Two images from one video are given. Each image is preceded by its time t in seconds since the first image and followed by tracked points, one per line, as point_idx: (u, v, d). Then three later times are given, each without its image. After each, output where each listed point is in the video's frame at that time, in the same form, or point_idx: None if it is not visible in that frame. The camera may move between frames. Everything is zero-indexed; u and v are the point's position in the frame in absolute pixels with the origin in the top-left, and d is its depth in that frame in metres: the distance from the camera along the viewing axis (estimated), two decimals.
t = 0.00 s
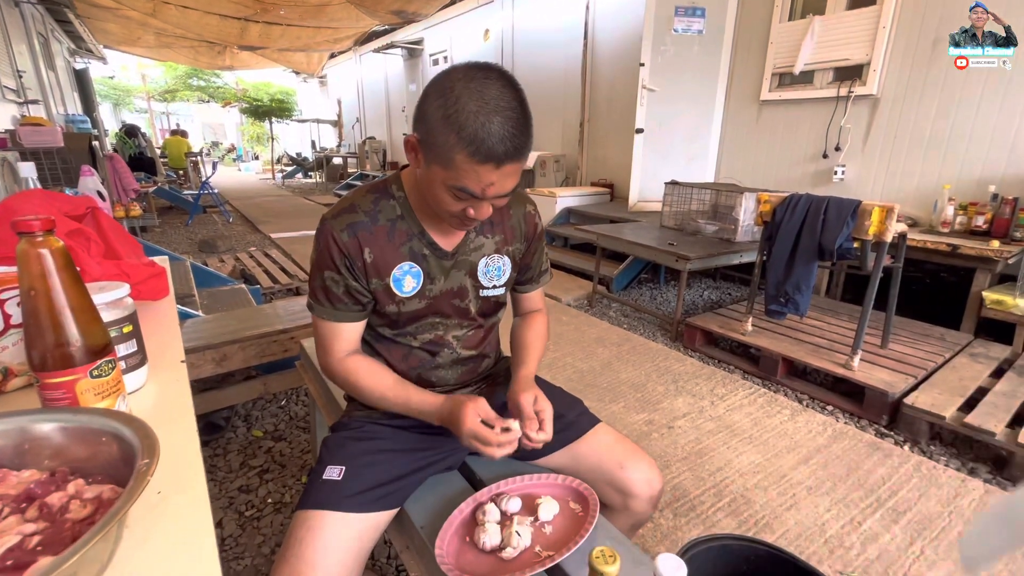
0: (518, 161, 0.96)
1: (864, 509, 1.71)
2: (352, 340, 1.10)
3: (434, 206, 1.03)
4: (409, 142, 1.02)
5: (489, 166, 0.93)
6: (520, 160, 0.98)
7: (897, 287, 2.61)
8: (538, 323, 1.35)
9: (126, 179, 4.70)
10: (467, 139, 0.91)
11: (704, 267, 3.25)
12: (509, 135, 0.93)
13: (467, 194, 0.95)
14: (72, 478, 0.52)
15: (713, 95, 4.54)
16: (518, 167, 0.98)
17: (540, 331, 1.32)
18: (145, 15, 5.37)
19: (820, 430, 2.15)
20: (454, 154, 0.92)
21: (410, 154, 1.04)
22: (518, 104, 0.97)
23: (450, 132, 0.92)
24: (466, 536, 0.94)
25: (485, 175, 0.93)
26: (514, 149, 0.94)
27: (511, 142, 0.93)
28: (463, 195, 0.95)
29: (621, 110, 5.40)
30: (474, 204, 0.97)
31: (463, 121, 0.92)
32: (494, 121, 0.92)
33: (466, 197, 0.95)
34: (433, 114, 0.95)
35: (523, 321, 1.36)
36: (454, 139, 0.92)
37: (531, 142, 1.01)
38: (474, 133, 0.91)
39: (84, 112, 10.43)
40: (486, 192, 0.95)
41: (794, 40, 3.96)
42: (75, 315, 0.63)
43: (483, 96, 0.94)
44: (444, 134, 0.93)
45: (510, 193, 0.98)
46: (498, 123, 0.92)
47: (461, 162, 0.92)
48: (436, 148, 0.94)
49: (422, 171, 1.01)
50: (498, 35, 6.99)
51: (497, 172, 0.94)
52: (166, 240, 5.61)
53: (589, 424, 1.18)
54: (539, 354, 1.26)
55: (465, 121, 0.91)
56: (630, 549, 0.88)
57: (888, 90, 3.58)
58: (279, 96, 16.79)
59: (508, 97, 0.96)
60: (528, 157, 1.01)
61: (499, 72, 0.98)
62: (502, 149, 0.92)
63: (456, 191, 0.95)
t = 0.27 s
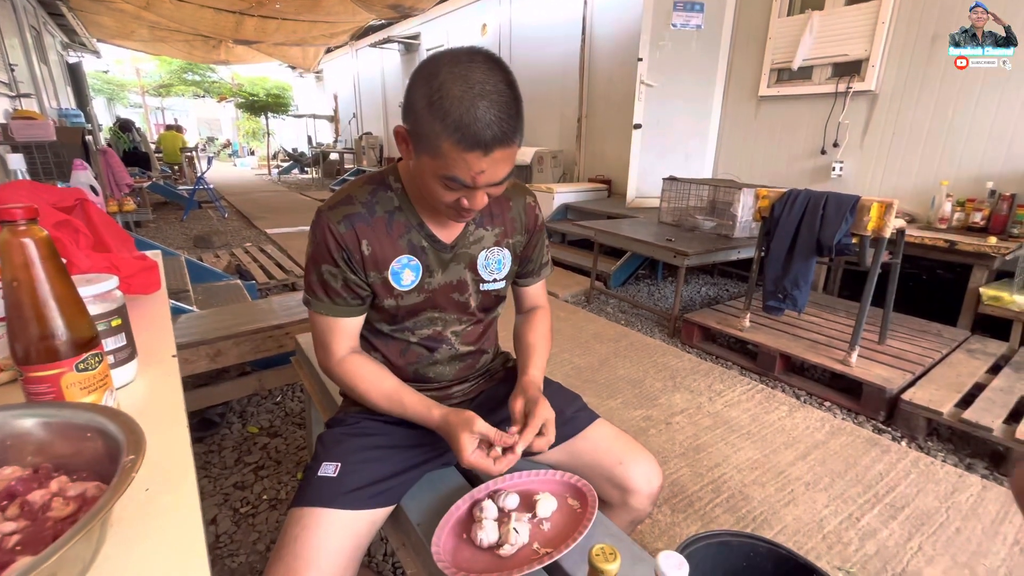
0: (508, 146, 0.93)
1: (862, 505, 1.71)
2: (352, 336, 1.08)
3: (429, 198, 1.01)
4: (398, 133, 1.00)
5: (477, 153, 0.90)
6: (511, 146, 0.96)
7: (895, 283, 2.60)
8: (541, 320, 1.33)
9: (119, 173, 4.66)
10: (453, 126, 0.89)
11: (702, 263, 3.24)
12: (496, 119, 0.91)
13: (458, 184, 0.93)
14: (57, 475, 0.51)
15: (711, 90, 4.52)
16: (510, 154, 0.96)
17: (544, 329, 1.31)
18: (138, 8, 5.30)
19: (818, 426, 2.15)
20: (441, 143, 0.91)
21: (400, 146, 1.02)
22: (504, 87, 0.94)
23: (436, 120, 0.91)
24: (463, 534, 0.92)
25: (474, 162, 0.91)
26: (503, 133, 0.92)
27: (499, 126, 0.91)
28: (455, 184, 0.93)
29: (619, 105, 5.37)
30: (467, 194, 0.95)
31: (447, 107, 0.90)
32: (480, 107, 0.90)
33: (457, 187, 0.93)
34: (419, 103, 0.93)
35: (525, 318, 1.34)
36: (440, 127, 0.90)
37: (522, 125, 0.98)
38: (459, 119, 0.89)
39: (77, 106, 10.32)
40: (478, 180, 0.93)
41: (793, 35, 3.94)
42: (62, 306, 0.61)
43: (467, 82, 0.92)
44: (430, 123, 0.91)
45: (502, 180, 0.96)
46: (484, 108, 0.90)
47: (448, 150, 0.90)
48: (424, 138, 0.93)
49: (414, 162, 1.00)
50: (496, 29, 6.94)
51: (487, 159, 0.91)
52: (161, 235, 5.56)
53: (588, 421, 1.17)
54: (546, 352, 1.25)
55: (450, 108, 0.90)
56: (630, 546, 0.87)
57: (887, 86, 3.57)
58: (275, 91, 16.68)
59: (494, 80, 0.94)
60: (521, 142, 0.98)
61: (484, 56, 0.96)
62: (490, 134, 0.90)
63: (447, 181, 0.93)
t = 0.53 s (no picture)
0: (500, 139, 0.91)
1: (860, 501, 1.71)
2: (344, 331, 1.07)
3: (421, 192, 0.99)
4: (389, 126, 0.98)
5: (467, 147, 0.88)
6: (504, 140, 0.93)
7: (894, 279, 2.59)
8: (548, 317, 1.31)
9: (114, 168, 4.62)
10: (441, 118, 0.87)
11: (701, 258, 3.23)
12: (487, 111, 0.88)
13: (449, 178, 0.91)
14: (34, 475, 0.49)
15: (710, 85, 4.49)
16: (503, 147, 0.94)
17: (551, 325, 1.29)
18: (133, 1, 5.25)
19: (817, 421, 2.14)
20: (430, 135, 0.89)
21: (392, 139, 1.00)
22: (495, 78, 0.92)
23: (424, 113, 0.89)
24: (458, 532, 0.91)
25: (464, 156, 0.89)
26: (494, 126, 0.89)
27: (490, 118, 0.89)
28: (446, 179, 0.91)
29: (618, 100, 5.34)
30: (458, 188, 0.93)
31: (436, 99, 0.88)
32: (470, 98, 0.88)
33: (448, 181, 0.92)
34: (407, 95, 0.91)
35: (532, 316, 1.32)
36: (429, 119, 0.88)
37: (515, 116, 0.96)
38: (448, 111, 0.87)
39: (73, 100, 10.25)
40: (469, 174, 0.91)
41: (793, 29, 3.91)
42: (42, 301, 0.59)
43: (457, 73, 0.90)
44: (419, 115, 0.90)
45: (494, 175, 0.94)
46: (473, 100, 0.88)
47: (438, 144, 0.89)
48: (414, 131, 0.91)
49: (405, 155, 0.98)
50: (494, 23, 6.89)
51: (478, 152, 0.89)
52: (157, 230, 5.53)
53: (585, 418, 1.16)
54: (557, 348, 1.24)
55: (438, 100, 0.88)
56: (627, 544, 0.86)
57: (887, 80, 3.55)
58: (272, 85, 16.58)
59: (484, 70, 0.92)
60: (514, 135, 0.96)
61: (475, 45, 0.94)
62: (480, 127, 0.88)
63: (438, 174, 0.91)
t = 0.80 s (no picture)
0: (503, 124, 0.89)
1: (863, 494, 1.69)
2: (344, 323, 1.05)
3: (421, 179, 0.97)
4: (390, 110, 0.96)
5: (469, 131, 0.86)
6: (508, 125, 0.91)
7: (897, 273, 2.56)
8: (540, 311, 1.29)
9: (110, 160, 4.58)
10: (443, 100, 0.85)
11: (702, 251, 3.20)
12: (491, 94, 0.86)
13: (450, 164, 0.89)
14: (20, 471, 0.47)
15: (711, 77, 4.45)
16: (506, 133, 0.91)
17: (543, 320, 1.27)
18: None
19: (819, 415, 2.13)
20: (431, 118, 0.86)
21: (393, 124, 0.98)
22: (499, 60, 0.90)
23: (427, 95, 0.86)
24: (459, 527, 0.90)
25: (465, 141, 0.87)
26: (498, 110, 0.87)
27: (494, 102, 0.86)
28: (447, 164, 0.89)
29: (618, 92, 5.30)
30: (459, 174, 0.91)
31: (439, 81, 0.85)
32: (474, 80, 0.85)
33: (450, 167, 0.89)
34: (409, 78, 0.89)
35: (524, 309, 1.30)
36: (431, 102, 0.86)
37: (520, 101, 0.94)
38: (450, 93, 0.85)
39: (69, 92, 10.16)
40: (470, 160, 0.88)
41: (796, 21, 3.87)
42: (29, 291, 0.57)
43: (460, 53, 0.87)
44: (420, 97, 0.87)
45: (497, 162, 0.91)
46: (477, 82, 0.85)
47: (439, 127, 0.86)
48: (416, 115, 0.88)
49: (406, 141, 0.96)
50: (493, 15, 6.83)
51: (480, 137, 0.87)
52: (154, 223, 5.49)
53: (588, 411, 1.14)
54: (544, 347, 1.23)
55: (440, 81, 0.85)
56: (632, 540, 0.84)
57: (890, 71, 3.52)
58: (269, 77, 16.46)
59: (489, 53, 0.89)
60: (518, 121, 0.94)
61: (479, 27, 0.91)
62: (484, 111, 0.86)
63: (439, 160, 0.89)
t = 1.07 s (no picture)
0: (519, 119, 0.89)
1: (863, 485, 1.70)
2: (343, 312, 1.04)
3: (427, 167, 0.95)
4: (400, 95, 0.93)
5: (487, 124, 0.85)
6: (521, 119, 0.90)
7: (897, 264, 2.56)
8: (535, 302, 1.28)
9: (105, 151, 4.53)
10: (463, 91, 0.83)
11: (702, 243, 3.19)
12: (510, 87, 0.85)
13: (463, 155, 0.87)
14: (18, 463, 0.46)
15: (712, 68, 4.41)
16: (520, 127, 0.91)
17: (539, 311, 1.26)
18: None
19: (818, 406, 2.13)
20: (447, 107, 0.84)
21: (400, 110, 0.95)
22: (519, 54, 0.89)
23: (445, 84, 0.84)
24: (462, 519, 0.89)
25: (482, 133, 0.86)
26: (516, 104, 0.86)
27: (512, 95, 0.86)
28: (459, 155, 0.88)
29: (618, 83, 5.26)
30: (470, 165, 0.90)
31: (459, 71, 0.84)
32: (495, 73, 0.84)
33: (462, 159, 0.88)
34: (425, 65, 0.87)
35: (518, 298, 1.29)
36: (450, 91, 0.84)
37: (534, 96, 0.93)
38: (471, 84, 0.83)
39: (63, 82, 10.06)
40: (485, 153, 0.87)
41: (797, 12, 3.84)
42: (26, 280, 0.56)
43: (482, 44, 0.85)
44: (438, 86, 0.85)
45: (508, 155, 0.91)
46: (498, 75, 0.84)
47: (456, 118, 0.84)
48: (431, 103, 0.86)
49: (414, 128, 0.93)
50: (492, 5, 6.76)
51: (496, 131, 0.86)
52: (151, 215, 5.45)
53: (591, 402, 1.14)
54: (538, 337, 1.21)
55: (461, 72, 0.84)
56: (637, 532, 0.84)
57: (892, 63, 3.50)
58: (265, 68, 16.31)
59: (509, 44, 0.88)
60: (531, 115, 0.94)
61: (500, 18, 0.90)
62: (502, 105, 0.85)
63: (452, 151, 0.87)
